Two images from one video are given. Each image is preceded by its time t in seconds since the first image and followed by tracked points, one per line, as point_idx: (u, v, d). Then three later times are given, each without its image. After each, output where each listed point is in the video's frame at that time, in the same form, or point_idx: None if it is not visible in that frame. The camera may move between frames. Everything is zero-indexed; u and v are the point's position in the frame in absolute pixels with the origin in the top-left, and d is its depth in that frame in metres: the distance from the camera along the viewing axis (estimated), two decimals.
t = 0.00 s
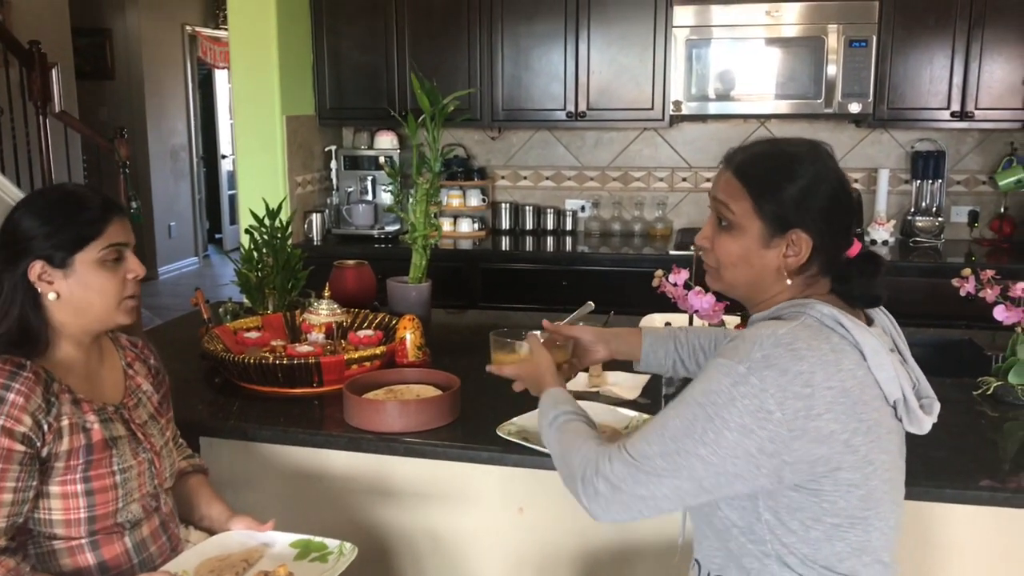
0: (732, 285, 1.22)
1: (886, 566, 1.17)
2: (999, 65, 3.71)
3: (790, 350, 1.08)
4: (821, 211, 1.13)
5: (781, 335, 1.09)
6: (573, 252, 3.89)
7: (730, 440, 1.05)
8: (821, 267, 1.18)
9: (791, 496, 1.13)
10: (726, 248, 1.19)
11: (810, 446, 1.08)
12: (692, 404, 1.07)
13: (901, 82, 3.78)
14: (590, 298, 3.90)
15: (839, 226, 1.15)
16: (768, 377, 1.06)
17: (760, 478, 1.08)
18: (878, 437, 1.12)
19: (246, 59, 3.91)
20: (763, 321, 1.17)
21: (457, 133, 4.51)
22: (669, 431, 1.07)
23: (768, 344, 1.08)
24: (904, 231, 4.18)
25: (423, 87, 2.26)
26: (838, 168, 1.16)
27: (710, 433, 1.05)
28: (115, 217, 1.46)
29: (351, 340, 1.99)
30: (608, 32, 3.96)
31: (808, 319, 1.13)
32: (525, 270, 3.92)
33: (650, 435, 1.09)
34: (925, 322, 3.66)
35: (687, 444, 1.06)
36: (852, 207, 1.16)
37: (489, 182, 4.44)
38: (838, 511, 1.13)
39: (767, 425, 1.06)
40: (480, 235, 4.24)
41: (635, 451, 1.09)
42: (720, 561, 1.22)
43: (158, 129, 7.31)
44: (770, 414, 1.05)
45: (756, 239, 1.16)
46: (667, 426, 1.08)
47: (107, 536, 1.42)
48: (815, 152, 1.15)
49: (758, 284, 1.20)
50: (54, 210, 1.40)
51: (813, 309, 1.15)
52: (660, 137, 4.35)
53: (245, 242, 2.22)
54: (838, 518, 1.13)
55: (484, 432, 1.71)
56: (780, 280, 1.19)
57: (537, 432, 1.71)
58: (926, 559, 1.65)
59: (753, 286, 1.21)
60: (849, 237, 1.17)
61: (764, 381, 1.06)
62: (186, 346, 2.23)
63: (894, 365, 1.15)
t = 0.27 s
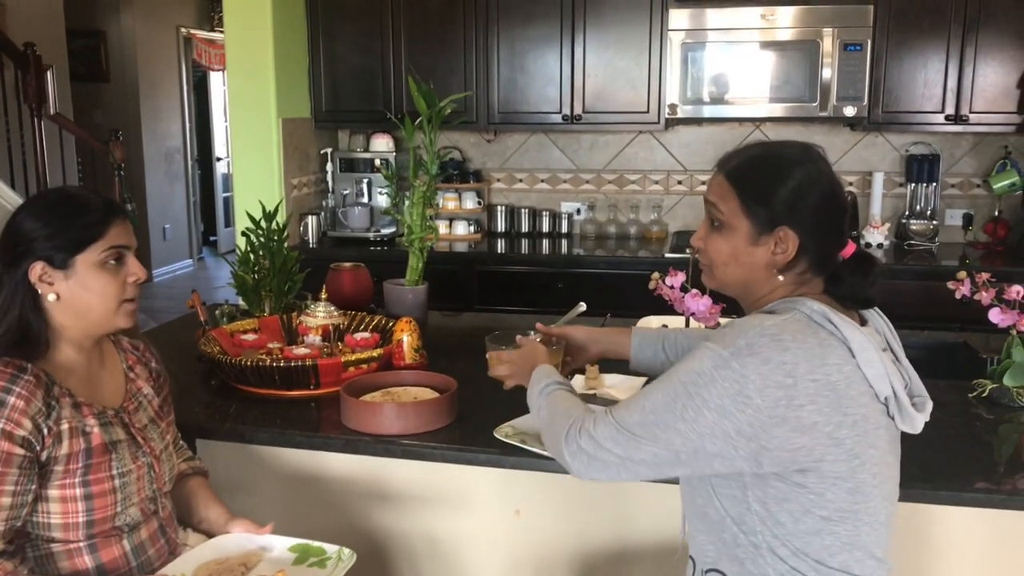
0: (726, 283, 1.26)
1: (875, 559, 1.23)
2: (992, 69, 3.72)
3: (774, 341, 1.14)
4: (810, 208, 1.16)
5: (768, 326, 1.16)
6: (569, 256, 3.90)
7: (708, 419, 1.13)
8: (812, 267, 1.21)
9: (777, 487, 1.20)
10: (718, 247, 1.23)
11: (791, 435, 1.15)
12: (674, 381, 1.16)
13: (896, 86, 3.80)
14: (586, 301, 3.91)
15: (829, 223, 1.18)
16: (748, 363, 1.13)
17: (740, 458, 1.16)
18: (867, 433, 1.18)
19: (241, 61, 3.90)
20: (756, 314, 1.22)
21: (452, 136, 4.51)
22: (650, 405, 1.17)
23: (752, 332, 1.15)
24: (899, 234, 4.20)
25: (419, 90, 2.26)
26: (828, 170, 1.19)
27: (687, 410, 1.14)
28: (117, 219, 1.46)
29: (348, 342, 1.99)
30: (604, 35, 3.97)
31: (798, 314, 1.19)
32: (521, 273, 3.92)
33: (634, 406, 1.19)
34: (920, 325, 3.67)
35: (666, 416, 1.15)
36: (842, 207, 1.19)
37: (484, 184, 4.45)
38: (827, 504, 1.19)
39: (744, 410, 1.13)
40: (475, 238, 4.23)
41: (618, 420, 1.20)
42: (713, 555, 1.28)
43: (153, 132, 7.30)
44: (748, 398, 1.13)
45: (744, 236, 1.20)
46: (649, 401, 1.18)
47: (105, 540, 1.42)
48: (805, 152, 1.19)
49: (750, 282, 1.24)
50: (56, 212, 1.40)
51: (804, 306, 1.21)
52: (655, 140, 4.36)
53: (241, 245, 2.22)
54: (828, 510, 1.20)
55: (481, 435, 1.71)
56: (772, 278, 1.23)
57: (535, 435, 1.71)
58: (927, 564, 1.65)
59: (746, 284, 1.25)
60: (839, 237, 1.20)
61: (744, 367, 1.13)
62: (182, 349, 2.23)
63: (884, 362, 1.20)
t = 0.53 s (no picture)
0: (710, 273, 1.37)
1: (865, 549, 1.26)
2: (990, 72, 3.73)
3: (752, 330, 1.21)
4: (766, 215, 1.24)
5: (747, 316, 1.23)
6: (568, 257, 3.90)
7: (687, 401, 1.21)
8: (780, 265, 1.28)
9: (760, 474, 1.27)
10: (700, 238, 1.35)
11: (769, 422, 1.21)
12: (657, 366, 1.25)
13: (894, 88, 3.81)
14: (585, 302, 3.91)
15: (788, 232, 1.24)
16: (726, 349, 1.20)
17: (720, 440, 1.23)
18: (850, 423, 1.22)
19: (239, 62, 3.89)
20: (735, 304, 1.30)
21: (451, 138, 4.51)
22: (635, 389, 1.26)
23: (731, 321, 1.23)
24: (896, 236, 4.21)
25: (419, 92, 2.26)
26: (806, 177, 1.23)
27: (669, 392, 1.22)
28: (124, 220, 1.47)
29: (348, 344, 1.99)
30: (603, 37, 3.97)
31: (778, 306, 1.25)
32: (519, 275, 3.92)
33: (621, 390, 1.28)
34: (918, 326, 3.68)
35: (650, 397, 1.24)
36: (812, 213, 1.23)
37: (483, 186, 4.45)
38: (810, 493, 1.24)
39: (722, 393, 1.20)
40: (474, 239, 4.24)
41: (606, 403, 1.29)
42: (704, 545, 1.34)
43: (151, 133, 7.30)
44: (726, 382, 1.19)
45: (715, 229, 1.31)
46: (634, 384, 1.27)
47: (109, 540, 1.41)
48: (786, 162, 1.24)
49: (726, 274, 1.34)
50: (65, 214, 1.39)
51: (789, 300, 1.27)
52: (654, 142, 4.36)
53: (240, 246, 2.21)
54: (812, 499, 1.24)
55: (481, 436, 1.72)
56: (743, 273, 1.32)
57: (536, 436, 1.71)
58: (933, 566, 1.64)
59: (722, 275, 1.35)
60: (808, 242, 1.25)
61: (722, 353, 1.20)
62: (182, 350, 2.23)
63: (869, 355, 1.24)
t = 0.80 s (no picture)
0: (704, 269, 1.39)
1: (855, 536, 1.25)
2: (990, 73, 3.74)
3: (733, 314, 1.23)
4: (758, 214, 1.25)
5: (729, 302, 1.25)
6: (568, 258, 3.90)
7: (671, 383, 1.24)
8: (770, 262, 1.29)
9: (743, 458, 1.27)
10: (695, 233, 1.37)
11: (748, 402, 1.22)
12: (643, 350, 1.28)
13: (895, 90, 3.81)
14: (585, 303, 3.91)
15: (780, 232, 1.25)
16: (706, 332, 1.22)
17: (703, 421, 1.25)
18: (831, 407, 1.23)
19: (241, 63, 3.89)
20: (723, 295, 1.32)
21: (451, 139, 4.50)
22: (622, 372, 1.29)
23: (714, 305, 1.25)
24: (896, 238, 4.21)
25: (422, 94, 2.25)
26: (802, 178, 1.24)
27: (653, 374, 1.25)
28: (130, 220, 1.47)
29: (352, 345, 1.98)
30: (603, 38, 3.97)
31: (762, 296, 1.27)
32: (519, 276, 3.92)
33: (610, 374, 1.31)
34: (919, 328, 3.68)
35: (638, 379, 1.27)
36: (805, 213, 1.24)
37: (483, 188, 4.45)
38: (793, 476, 1.25)
39: (704, 374, 1.22)
40: (474, 241, 4.24)
41: (596, 387, 1.33)
42: (695, 532, 1.35)
43: (151, 134, 7.29)
44: (707, 363, 1.22)
45: (710, 227, 1.32)
46: (622, 368, 1.30)
47: (111, 541, 1.41)
48: (780, 164, 1.26)
49: (718, 271, 1.35)
50: (74, 214, 1.38)
51: (774, 291, 1.28)
52: (654, 144, 4.36)
53: (243, 247, 2.21)
54: (795, 483, 1.25)
55: (483, 436, 1.72)
56: (735, 269, 1.33)
57: (538, 437, 1.71)
58: (937, 565, 1.64)
59: (714, 271, 1.36)
60: (800, 241, 1.26)
61: (703, 335, 1.22)
62: (183, 351, 2.23)
63: (853, 343, 1.25)
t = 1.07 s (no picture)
0: (698, 271, 1.41)
1: (847, 529, 1.25)
2: (990, 75, 3.74)
3: (722, 309, 1.24)
4: (745, 219, 1.27)
5: (718, 299, 1.27)
6: (569, 259, 3.90)
7: (663, 376, 1.26)
8: (758, 265, 1.31)
9: (733, 451, 1.28)
10: (689, 236, 1.39)
11: (736, 395, 1.23)
12: (635, 345, 1.30)
13: (895, 92, 3.82)
14: (586, 304, 3.91)
15: (766, 236, 1.27)
16: (696, 326, 1.24)
17: (694, 414, 1.27)
18: (819, 400, 1.23)
19: (242, 64, 3.90)
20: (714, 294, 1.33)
21: (452, 141, 4.51)
22: (616, 368, 1.31)
23: (703, 302, 1.27)
24: (897, 239, 4.22)
25: (425, 96, 2.26)
26: (790, 184, 1.26)
27: (645, 368, 1.27)
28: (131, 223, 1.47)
29: (354, 347, 1.99)
30: (604, 40, 3.98)
31: (750, 293, 1.28)
32: (520, 277, 3.92)
33: (604, 371, 1.33)
34: (920, 329, 3.68)
35: (631, 374, 1.29)
36: (791, 219, 1.26)
37: (484, 189, 4.45)
38: (783, 469, 1.25)
39: (694, 367, 1.24)
40: (475, 242, 4.25)
41: (590, 383, 1.35)
42: (690, 527, 1.35)
43: (151, 135, 7.30)
44: (698, 357, 1.23)
45: (701, 230, 1.34)
46: (615, 364, 1.32)
47: (114, 541, 1.42)
48: (770, 169, 1.27)
49: (710, 273, 1.37)
50: (77, 218, 1.38)
51: (763, 289, 1.29)
52: (654, 145, 4.37)
53: (245, 249, 2.22)
54: (785, 476, 1.25)
55: (485, 437, 1.72)
56: (725, 271, 1.35)
57: (541, 439, 1.72)
58: (937, 563, 1.64)
59: (706, 273, 1.38)
60: (785, 245, 1.28)
61: (692, 329, 1.24)
62: (186, 352, 2.24)
63: (841, 337, 1.26)
